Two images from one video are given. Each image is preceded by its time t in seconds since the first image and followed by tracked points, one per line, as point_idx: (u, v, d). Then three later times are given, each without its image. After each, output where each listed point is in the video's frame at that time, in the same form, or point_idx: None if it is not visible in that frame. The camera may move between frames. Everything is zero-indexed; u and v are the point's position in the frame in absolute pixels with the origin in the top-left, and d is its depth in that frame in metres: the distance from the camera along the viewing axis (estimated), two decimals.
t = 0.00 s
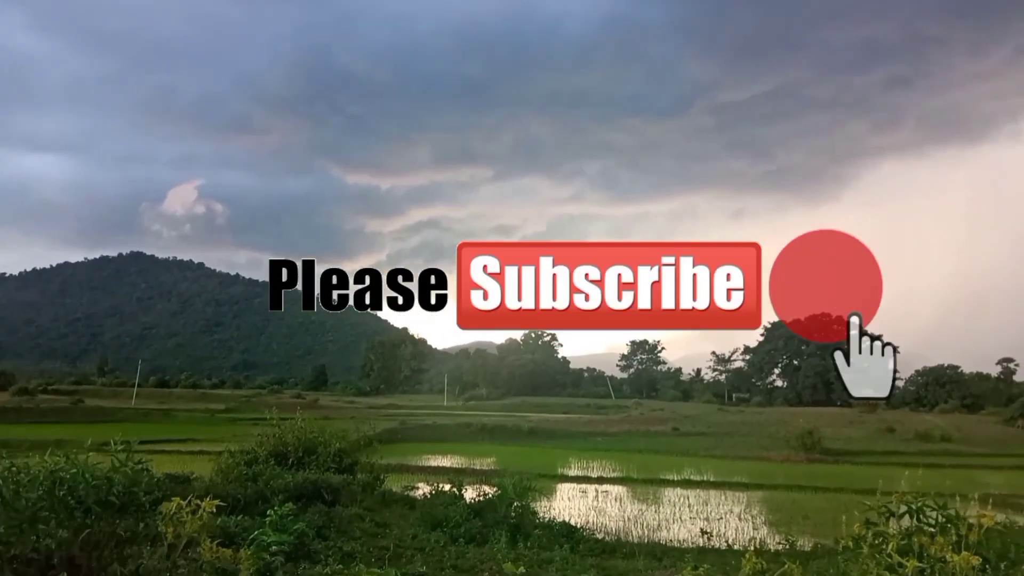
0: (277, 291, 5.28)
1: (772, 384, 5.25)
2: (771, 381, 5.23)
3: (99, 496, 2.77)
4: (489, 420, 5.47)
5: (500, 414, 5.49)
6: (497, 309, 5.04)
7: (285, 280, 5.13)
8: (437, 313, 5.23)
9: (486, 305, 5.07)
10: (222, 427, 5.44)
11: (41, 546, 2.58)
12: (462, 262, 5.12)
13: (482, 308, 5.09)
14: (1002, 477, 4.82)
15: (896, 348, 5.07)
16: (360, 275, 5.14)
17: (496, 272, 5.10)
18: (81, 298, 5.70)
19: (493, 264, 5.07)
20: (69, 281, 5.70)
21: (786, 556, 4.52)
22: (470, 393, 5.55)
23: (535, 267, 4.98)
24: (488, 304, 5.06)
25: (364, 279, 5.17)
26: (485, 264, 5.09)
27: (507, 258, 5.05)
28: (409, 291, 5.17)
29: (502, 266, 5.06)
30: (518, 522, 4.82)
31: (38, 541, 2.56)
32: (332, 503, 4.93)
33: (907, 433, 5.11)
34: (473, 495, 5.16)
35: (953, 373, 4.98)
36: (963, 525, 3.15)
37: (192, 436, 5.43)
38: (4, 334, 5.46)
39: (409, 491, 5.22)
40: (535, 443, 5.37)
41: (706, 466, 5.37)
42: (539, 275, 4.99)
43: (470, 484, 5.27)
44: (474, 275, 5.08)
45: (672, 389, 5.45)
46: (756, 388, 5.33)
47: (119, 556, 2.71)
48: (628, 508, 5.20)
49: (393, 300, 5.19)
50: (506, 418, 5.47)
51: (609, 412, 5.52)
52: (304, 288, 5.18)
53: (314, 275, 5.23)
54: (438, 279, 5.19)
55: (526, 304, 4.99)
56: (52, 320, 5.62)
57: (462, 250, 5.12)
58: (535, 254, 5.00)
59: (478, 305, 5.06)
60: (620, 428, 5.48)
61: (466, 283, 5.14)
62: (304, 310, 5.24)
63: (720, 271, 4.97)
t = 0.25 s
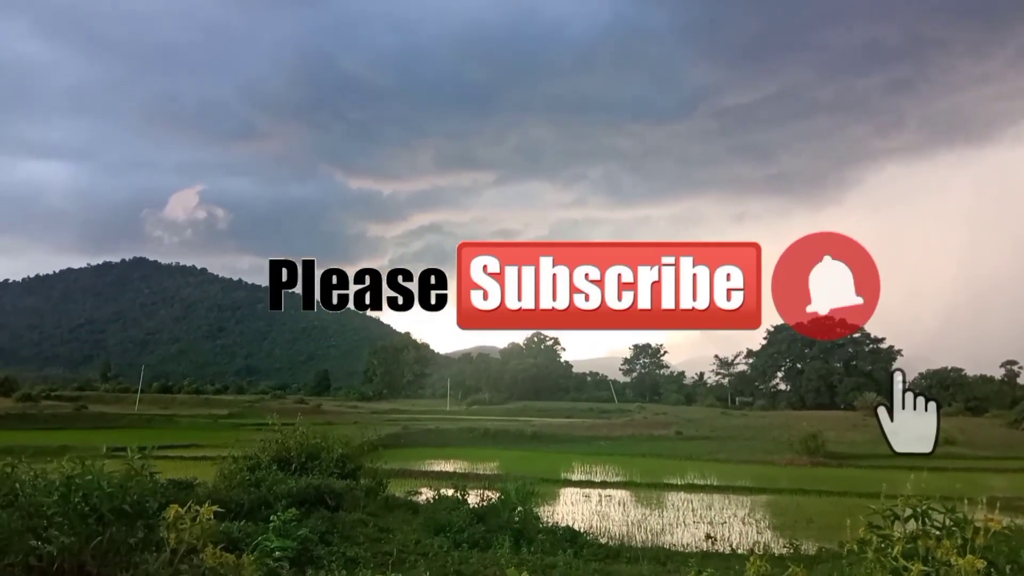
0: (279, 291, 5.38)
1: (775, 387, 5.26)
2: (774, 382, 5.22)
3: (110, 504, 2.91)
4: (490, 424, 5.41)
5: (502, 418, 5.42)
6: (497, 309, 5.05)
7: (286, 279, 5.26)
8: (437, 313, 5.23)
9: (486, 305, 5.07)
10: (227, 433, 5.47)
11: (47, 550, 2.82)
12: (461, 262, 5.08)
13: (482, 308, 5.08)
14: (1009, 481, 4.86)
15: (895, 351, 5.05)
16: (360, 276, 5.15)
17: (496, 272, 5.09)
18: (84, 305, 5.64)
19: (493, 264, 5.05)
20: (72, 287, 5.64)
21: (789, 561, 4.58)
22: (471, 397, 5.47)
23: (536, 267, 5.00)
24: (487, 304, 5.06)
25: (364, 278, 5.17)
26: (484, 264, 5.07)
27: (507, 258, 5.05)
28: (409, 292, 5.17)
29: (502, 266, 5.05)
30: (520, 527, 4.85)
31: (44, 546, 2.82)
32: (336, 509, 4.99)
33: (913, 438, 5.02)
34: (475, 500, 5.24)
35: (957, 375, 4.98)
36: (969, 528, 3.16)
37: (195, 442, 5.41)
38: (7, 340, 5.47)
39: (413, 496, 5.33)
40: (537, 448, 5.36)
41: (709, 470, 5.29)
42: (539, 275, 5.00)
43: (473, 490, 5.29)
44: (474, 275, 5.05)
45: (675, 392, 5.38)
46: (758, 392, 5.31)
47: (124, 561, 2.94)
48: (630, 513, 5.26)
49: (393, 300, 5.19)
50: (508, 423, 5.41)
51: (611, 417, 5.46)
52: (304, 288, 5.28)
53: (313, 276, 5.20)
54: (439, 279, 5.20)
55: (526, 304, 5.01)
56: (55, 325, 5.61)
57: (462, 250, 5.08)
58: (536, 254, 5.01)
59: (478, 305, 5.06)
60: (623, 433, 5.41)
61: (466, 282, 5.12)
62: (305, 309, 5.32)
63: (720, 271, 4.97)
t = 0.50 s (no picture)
0: (278, 292, 5.47)
1: (775, 394, 5.19)
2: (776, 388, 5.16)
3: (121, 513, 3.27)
4: (492, 431, 5.31)
5: (504, 425, 5.33)
6: (497, 309, 5.19)
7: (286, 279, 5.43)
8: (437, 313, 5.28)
9: (486, 304, 5.24)
10: (230, 440, 5.41)
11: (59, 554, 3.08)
12: (461, 261, 5.27)
13: (481, 308, 5.25)
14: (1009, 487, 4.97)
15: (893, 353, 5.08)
16: (360, 275, 5.34)
17: (496, 272, 5.26)
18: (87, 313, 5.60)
19: (493, 264, 5.23)
20: (77, 294, 5.61)
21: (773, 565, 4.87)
22: (473, 402, 5.33)
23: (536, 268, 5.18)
24: (487, 304, 5.23)
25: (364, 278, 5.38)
26: (484, 264, 5.24)
27: (507, 258, 5.24)
28: (408, 291, 5.33)
29: (502, 266, 5.23)
30: (514, 533, 5.19)
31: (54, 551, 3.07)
32: (339, 515, 5.27)
33: (915, 441, 5.03)
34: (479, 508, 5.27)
35: (959, 380, 4.98)
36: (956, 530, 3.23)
37: (199, 450, 5.38)
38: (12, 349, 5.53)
39: (414, 503, 5.26)
40: (540, 453, 5.30)
41: (711, 477, 5.20)
42: (539, 275, 5.21)
43: (474, 496, 5.27)
44: (474, 274, 5.24)
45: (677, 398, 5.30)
46: (759, 398, 5.23)
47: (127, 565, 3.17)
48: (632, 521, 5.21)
49: (393, 300, 5.36)
50: (510, 430, 5.32)
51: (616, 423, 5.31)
52: (304, 288, 5.45)
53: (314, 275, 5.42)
54: (438, 279, 5.30)
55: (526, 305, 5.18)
56: (59, 334, 5.60)
57: (463, 250, 5.26)
58: (535, 251, 5.20)
59: (478, 305, 5.23)
60: (626, 438, 5.30)
61: (466, 283, 5.30)
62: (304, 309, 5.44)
63: (721, 270, 5.15)
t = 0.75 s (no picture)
0: (278, 291, 5.35)
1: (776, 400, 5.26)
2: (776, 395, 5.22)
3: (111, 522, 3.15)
4: (492, 438, 5.37)
5: (504, 432, 5.38)
6: (497, 309, 5.05)
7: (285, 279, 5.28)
8: (438, 313, 5.22)
9: (485, 305, 5.05)
10: (225, 448, 5.38)
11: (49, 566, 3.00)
12: (462, 261, 5.06)
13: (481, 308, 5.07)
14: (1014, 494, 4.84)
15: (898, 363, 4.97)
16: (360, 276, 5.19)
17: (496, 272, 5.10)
18: (85, 321, 5.63)
19: (493, 264, 5.06)
20: (73, 302, 5.61)
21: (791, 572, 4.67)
22: (473, 409, 5.45)
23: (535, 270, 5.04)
24: (487, 304, 5.05)
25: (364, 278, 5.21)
26: (485, 263, 5.06)
27: (507, 258, 5.07)
28: (409, 291, 5.16)
29: (502, 266, 5.07)
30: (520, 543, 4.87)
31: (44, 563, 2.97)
32: (337, 524, 4.95)
33: (915, 448, 4.99)
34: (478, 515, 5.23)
35: (959, 386, 4.94)
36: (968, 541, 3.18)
37: (194, 458, 5.38)
38: (8, 357, 5.47)
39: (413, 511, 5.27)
40: (540, 461, 5.32)
41: (713, 484, 5.22)
42: (539, 275, 5.03)
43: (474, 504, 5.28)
44: (474, 274, 5.05)
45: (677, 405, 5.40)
46: (760, 404, 5.31)
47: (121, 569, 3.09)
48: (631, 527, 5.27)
49: (393, 300, 5.17)
50: (509, 437, 5.36)
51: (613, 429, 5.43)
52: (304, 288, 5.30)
53: (313, 276, 5.24)
54: (439, 279, 5.21)
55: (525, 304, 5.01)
56: (56, 343, 5.61)
57: (462, 250, 5.08)
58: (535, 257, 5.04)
59: (478, 305, 5.05)
60: (626, 445, 5.40)
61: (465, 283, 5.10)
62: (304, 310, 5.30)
63: (721, 271, 4.98)
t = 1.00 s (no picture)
0: (278, 291, 5.34)
1: (774, 402, 5.29)
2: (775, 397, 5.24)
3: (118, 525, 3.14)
4: (490, 441, 5.40)
5: (502, 434, 5.42)
6: (497, 309, 5.05)
7: (286, 279, 5.27)
8: (437, 313, 5.22)
9: (485, 305, 5.06)
10: (223, 450, 5.39)
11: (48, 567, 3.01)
12: (462, 261, 5.05)
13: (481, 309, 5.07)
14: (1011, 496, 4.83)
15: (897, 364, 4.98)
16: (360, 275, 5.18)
17: (496, 272, 5.09)
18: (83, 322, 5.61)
19: (493, 264, 5.05)
20: (72, 303, 5.59)
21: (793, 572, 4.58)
22: (471, 412, 5.48)
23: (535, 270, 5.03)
24: (487, 304, 5.05)
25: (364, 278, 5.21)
26: (485, 263, 5.05)
27: (507, 258, 5.06)
28: (409, 291, 5.16)
29: (502, 266, 5.06)
30: (519, 544, 4.80)
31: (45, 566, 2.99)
32: (335, 526, 4.89)
33: (913, 449, 4.98)
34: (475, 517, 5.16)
35: (957, 389, 4.89)
36: (965, 541, 3.18)
37: (193, 459, 5.38)
38: (6, 358, 5.44)
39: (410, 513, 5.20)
40: (537, 463, 5.36)
41: (712, 486, 5.23)
42: (539, 275, 5.03)
43: (472, 506, 5.26)
44: (474, 274, 5.04)
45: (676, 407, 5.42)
46: (758, 406, 5.35)
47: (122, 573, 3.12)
48: (630, 530, 5.21)
49: (393, 300, 5.17)
50: (508, 438, 5.39)
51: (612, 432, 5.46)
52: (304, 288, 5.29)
53: (313, 276, 5.23)
54: (439, 279, 5.20)
55: (526, 304, 5.02)
56: (54, 344, 5.59)
57: (462, 250, 5.07)
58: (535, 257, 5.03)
59: (478, 305, 5.05)
60: (624, 447, 5.42)
61: (465, 283, 5.09)
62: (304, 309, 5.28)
63: (721, 271, 4.97)
